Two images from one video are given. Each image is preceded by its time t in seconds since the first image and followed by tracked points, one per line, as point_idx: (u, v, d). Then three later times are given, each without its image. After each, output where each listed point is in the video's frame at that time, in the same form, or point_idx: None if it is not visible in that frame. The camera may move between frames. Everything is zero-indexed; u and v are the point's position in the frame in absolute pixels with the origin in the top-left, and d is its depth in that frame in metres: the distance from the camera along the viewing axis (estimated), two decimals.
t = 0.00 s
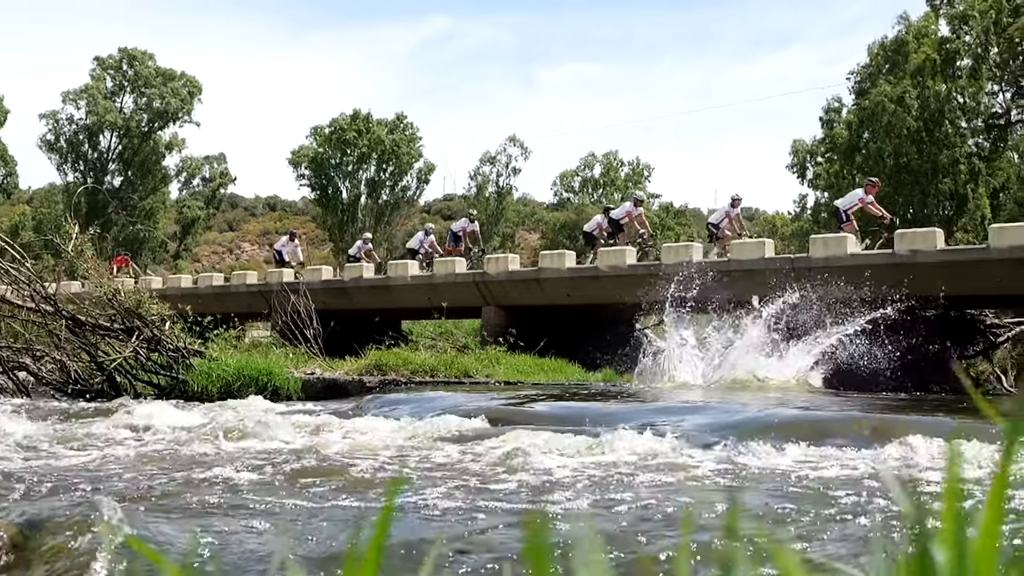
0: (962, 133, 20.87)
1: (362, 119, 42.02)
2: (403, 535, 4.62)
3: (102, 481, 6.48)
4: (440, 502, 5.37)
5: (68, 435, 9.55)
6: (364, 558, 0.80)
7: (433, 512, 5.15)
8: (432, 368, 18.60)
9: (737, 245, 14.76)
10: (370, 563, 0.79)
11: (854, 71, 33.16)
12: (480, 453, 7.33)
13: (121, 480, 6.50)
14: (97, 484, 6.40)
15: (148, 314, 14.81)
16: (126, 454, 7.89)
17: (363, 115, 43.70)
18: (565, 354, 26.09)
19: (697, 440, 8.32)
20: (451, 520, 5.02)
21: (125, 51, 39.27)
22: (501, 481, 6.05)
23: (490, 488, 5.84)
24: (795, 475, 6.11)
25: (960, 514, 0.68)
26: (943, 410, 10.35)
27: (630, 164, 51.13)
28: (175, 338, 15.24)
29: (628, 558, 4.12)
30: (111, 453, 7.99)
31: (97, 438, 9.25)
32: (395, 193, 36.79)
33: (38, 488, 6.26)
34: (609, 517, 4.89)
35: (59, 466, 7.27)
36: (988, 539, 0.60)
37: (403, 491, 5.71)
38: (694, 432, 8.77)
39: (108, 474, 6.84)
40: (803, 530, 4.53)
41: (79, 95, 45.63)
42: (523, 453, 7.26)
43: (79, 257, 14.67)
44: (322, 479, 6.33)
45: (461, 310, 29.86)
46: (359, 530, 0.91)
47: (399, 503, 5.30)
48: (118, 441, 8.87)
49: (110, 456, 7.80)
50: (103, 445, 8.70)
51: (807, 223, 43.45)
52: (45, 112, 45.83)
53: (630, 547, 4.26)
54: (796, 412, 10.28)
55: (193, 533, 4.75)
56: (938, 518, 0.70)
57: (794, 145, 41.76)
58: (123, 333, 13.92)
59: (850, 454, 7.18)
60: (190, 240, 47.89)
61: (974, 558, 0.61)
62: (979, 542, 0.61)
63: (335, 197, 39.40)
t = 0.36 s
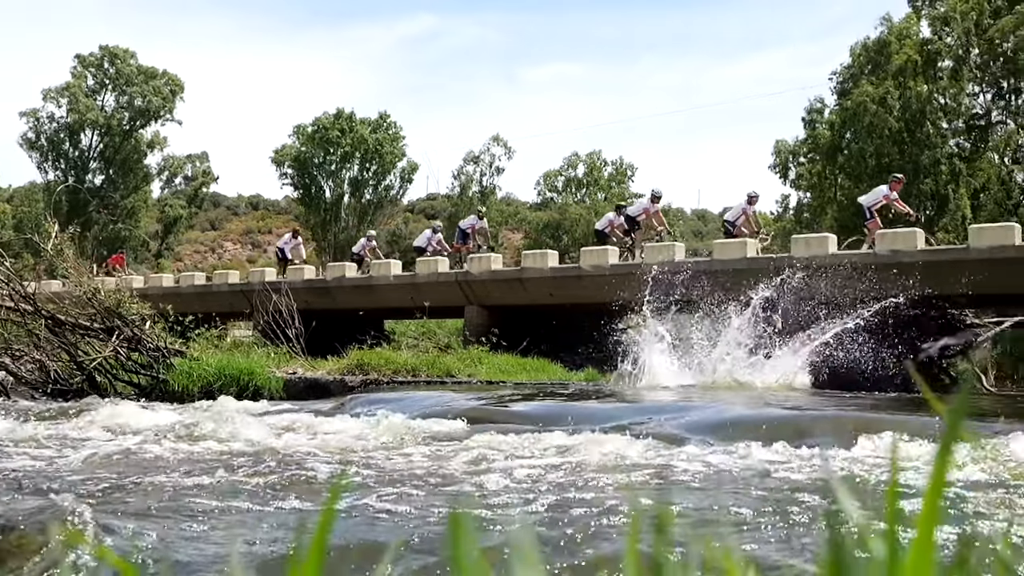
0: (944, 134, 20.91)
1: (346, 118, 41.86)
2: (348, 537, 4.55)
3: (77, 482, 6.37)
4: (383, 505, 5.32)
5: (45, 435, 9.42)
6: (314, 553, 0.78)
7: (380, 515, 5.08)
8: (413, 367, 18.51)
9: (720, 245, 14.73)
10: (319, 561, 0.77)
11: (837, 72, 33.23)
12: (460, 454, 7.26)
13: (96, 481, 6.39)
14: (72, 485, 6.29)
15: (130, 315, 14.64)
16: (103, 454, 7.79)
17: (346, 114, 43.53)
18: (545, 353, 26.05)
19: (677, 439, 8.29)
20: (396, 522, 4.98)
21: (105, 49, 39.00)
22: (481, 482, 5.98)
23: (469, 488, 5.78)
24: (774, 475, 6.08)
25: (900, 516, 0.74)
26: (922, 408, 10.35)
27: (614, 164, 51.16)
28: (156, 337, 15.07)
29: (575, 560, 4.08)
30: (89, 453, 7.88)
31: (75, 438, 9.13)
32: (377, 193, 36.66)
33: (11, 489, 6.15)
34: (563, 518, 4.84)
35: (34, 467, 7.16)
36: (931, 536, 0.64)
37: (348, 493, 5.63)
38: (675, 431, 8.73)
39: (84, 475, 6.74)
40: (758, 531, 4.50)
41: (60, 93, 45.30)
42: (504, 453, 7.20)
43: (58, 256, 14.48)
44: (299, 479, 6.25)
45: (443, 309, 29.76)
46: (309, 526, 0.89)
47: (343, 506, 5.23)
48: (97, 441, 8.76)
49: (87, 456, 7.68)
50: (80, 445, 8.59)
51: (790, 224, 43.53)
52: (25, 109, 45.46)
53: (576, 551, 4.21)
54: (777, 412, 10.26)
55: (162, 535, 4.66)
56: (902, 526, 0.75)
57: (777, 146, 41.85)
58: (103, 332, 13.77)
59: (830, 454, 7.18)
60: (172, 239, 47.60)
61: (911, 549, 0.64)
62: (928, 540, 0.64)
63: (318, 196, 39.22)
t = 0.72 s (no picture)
0: (924, 133, 20.94)
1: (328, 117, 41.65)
2: (293, 543, 4.47)
3: (46, 484, 6.23)
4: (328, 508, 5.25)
5: (19, 436, 9.26)
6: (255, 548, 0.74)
7: (324, 518, 5.01)
8: (394, 366, 18.36)
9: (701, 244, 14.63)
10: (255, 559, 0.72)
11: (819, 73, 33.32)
12: (438, 453, 7.17)
13: (68, 484, 6.27)
14: (42, 487, 6.16)
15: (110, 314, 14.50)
16: (77, 455, 7.65)
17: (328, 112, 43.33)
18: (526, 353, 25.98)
19: (654, 439, 8.24)
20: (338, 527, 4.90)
21: (85, 47, 38.71)
22: (458, 483, 5.92)
23: (446, 489, 5.72)
24: (753, 474, 6.05)
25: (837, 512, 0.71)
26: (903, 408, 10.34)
27: (596, 164, 51.28)
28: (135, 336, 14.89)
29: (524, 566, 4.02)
30: (62, 454, 7.75)
31: (51, 438, 8.99)
32: (360, 193, 36.54)
33: None
34: (512, 521, 4.78)
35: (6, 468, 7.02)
36: (877, 507, 0.59)
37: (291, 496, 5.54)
38: (654, 430, 8.63)
39: (55, 477, 6.60)
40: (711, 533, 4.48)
41: (41, 91, 44.95)
42: (482, 453, 7.11)
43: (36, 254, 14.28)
44: (275, 480, 6.18)
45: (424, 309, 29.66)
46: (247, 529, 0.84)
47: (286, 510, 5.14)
48: (72, 441, 8.62)
49: (62, 458, 7.56)
50: (55, 444, 8.45)
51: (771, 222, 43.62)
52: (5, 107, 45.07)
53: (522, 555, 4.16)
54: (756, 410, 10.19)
55: (126, 540, 4.54)
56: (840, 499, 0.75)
57: (759, 146, 41.90)
58: (81, 332, 13.58)
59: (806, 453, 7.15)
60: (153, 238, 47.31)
61: (858, 544, 0.60)
62: (865, 492, 0.60)
63: (300, 195, 38.99)
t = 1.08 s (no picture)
0: (904, 134, 21.00)
1: (309, 116, 41.49)
2: (231, 543, 4.40)
3: (18, 487, 6.13)
4: (265, 509, 5.17)
5: None
6: (194, 546, 0.69)
7: (264, 520, 4.93)
8: (375, 366, 18.26)
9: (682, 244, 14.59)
10: (197, 562, 0.67)
11: (801, 73, 33.39)
12: (416, 453, 7.10)
13: (40, 486, 6.16)
14: (13, 489, 6.06)
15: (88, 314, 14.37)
16: (52, 457, 7.55)
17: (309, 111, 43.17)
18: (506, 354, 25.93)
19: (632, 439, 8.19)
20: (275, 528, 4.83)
21: (63, 45, 38.38)
22: (437, 482, 5.85)
23: (425, 490, 5.65)
24: (732, 474, 6.01)
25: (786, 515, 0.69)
26: (884, 406, 10.34)
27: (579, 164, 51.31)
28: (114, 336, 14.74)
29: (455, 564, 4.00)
30: (37, 456, 7.63)
31: (25, 439, 8.86)
32: (341, 192, 36.41)
33: None
34: (444, 522, 4.72)
35: None
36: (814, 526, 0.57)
37: (230, 498, 5.44)
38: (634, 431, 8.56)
39: (27, 479, 6.50)
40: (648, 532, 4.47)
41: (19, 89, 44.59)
42: (461, 453, 7.05)
43: (12, 253, 14.11)
44: (252, 479, 6.11)
45: (405, 309, 29.55)
46: (187, 529, 0.79)
47: (224, 510, 5.05)
48: (47, 443, 8.50)
49: (36, 459, 7.44)
50: (29, 445, 8.34)
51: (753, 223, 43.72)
52: None
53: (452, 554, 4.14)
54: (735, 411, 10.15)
55: (94, 544, 4.45)
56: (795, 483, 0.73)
57: (740, 147, 42.01)
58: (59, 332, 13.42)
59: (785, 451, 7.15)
60: (132, 238, 47.04)
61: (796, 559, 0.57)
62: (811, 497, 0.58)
63: (281, 194, 38.80)
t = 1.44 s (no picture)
0: (885, 134, 21.05)
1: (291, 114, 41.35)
2: (185, 547, 4.30)
3: None
4: (219, 511, 5.06)
5: None
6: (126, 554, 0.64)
7: (207, 523, 4.82)
8: (355, 366, 18.14)
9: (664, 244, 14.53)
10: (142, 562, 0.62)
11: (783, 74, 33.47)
12: (394, 454, 7.01)
13: (11, 488, 6.05)
14: None
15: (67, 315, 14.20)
16: (26, 458, 7.42)
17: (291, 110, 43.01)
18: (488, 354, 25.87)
19: (613, 439, 8.11)
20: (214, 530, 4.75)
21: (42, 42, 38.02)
22: (415, 482, 5.78)
23: (401, 489, 5.56)
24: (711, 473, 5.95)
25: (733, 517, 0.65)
26: (865, 407, 10.32)
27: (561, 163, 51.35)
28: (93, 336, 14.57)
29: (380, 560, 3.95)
30: (11, 457, 7.51)
31: None
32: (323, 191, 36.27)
33: None
34: (391, 522, 4.67)
35: None
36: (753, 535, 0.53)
37: (174, 501, 5.31)
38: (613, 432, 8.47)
39: None
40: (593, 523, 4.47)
41: None
42: (441, 453, 6.96)
43: None
44: (225, 481, 6.00)
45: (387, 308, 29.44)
46: (111, 546, 0.73)
47: (167, 513, 4.94)
48: (22, 444, 8.38)
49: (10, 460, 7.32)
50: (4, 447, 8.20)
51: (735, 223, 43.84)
52: None
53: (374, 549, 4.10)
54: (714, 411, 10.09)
55: (60, 547, 4.35)
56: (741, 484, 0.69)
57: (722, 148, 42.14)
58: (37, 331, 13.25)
59: (766, 449, 7.12)
60: (113, 237, 46.77)
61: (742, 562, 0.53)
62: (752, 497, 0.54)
63: (263, 193, 38.62)
